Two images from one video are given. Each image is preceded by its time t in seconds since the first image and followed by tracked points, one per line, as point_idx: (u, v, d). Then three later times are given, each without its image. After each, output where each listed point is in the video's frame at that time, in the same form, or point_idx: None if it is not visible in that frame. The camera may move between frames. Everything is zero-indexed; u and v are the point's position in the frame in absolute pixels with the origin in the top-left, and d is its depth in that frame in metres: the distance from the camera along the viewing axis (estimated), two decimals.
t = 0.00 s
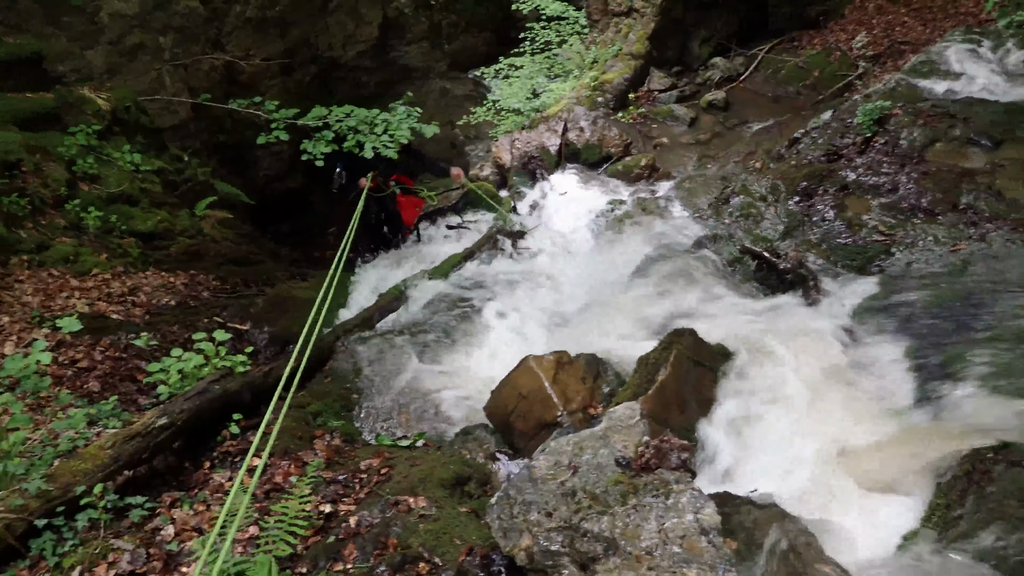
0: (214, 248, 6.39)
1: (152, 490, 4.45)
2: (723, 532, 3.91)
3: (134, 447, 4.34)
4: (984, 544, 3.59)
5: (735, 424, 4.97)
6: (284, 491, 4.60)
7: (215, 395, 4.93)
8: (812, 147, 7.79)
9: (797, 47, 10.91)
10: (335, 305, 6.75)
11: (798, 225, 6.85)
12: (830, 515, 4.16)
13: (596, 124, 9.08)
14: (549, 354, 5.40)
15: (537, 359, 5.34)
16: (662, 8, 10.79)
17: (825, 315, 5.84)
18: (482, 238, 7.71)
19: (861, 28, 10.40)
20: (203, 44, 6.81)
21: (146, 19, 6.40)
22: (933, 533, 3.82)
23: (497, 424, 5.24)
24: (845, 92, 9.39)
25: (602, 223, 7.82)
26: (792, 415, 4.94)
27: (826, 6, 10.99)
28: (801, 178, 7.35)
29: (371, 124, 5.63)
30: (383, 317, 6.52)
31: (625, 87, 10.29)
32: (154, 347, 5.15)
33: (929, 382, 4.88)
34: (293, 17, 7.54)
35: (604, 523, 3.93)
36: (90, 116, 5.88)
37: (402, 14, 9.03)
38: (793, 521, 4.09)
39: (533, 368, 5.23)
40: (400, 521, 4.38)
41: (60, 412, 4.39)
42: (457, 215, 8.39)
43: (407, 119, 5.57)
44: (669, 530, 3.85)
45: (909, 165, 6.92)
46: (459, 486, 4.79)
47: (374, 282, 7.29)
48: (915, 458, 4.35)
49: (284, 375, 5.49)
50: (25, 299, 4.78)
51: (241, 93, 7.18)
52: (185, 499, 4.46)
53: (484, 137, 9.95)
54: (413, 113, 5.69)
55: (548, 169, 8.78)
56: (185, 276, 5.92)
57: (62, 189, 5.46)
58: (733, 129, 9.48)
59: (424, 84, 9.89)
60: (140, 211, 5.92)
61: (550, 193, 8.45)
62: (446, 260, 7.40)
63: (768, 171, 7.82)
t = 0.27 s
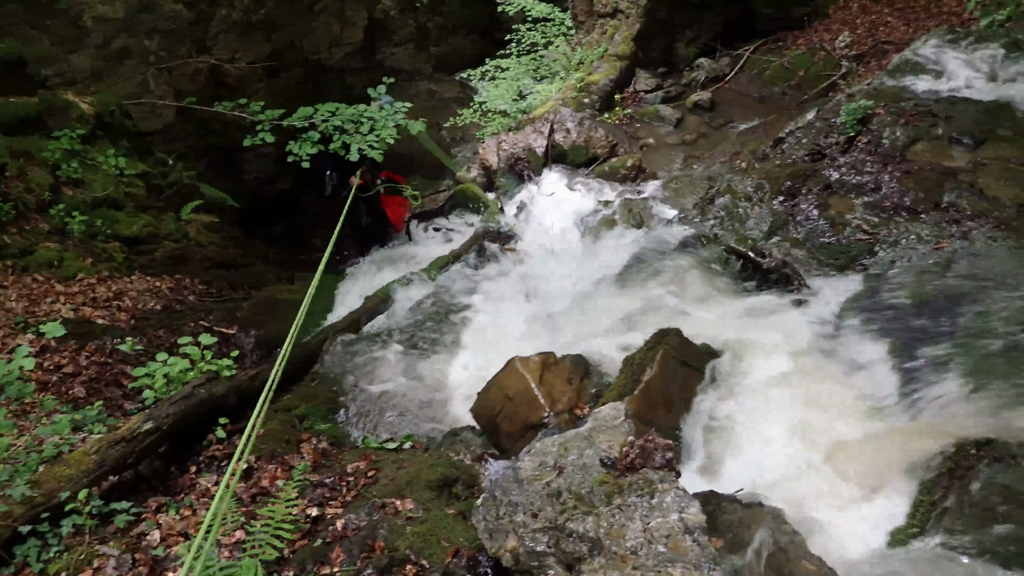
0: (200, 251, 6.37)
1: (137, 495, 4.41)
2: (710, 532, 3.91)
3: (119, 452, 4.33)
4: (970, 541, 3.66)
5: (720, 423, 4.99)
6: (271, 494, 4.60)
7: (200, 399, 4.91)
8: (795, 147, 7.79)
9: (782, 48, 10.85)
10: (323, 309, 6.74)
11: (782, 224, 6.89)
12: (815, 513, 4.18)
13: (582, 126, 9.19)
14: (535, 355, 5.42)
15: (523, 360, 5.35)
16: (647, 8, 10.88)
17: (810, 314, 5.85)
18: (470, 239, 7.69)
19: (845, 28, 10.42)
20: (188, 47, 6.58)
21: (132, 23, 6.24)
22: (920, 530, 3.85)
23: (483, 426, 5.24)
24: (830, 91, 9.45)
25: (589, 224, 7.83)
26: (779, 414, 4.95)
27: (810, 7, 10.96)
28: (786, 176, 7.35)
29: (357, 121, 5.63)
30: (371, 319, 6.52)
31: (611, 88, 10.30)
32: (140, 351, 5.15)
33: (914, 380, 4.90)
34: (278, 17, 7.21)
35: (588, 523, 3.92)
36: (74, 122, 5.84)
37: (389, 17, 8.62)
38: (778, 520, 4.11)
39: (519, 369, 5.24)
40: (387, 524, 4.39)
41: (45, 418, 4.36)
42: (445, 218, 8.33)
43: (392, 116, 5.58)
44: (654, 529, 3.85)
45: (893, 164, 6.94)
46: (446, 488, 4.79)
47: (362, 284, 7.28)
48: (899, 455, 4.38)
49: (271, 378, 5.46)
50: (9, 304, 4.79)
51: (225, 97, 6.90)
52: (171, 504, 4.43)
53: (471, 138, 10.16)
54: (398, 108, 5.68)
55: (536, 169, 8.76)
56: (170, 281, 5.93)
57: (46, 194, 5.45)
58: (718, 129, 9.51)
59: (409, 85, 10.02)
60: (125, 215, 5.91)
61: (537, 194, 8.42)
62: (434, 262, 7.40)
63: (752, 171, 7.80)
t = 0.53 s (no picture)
0: (180, 255, 6.35)
1: (118, 501, 4.39)
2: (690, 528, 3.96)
3: (100, 458, 4.28)
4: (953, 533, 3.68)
5: (702, 421, 5.01)
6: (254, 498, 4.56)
7: (184, 403, 4.91)
8: (777, 143, 7.78)
9: (763, 45, 11.05)
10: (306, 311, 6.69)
11: (761, 222, 6.90)
12: (797, 509, 4.19)
13: (564, 125, 9.24)
14: (517, 355, 5.41)
15: (506, 360, 5.34)
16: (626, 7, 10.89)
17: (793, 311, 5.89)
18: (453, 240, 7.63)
19: (825, 26, 10.73)
20: (167, 50, 6.32)
21: (108, 25, 5.93)
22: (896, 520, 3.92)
23: (466, 427, 5.23)
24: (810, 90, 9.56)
25: (572, 224, 7.87)
26: (761, 410, 4.98)
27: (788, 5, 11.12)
28: (766, 174, 7.37)
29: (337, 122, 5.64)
30: (355, 321, 6.46)
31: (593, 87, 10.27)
32: (121, 356, 5.12)
33: (892, 375, 4.99)
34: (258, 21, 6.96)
35: (570, 522, 3.93)
36: (51, 125, 5.63)
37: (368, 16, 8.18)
38: (760, 516, 4.12)
39: (502, 370, 5.22)
40: (371, 525, 4.38)
41: (24, 425, 4.32)
42: (424, 219, 8.13)
43: (374, 115, 5.59)
44: (635, 527, 3.88)
45: (870, 160, 7.07)
46: (429, 489, 4.79)
47: (345, 286, 7.22)
48: (878, 448, 4.41)
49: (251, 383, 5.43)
50: None
51: (207, 100, 6.68)
52: (153, 509, 4.43)
53: (453, 139, 10.12)
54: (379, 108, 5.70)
55: (517, 170, 8.78)
56: (151, 284, 5.90)
57: (24, 200, 5.34)
58: (700, 128, 9.60)
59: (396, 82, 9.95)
60: (105, 219, 5.83)
61: (519, 195, 8.45)
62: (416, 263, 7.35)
63: (733, 168, 7.83)
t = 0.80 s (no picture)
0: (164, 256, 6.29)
1: (100, 502, 4.36)
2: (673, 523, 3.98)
3: (81, 459, 4.25)
4: (935, 525, 3.72)
5: (685, 416, 5.02)
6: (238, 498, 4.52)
7: (166, 404, 4.88)
8: (760, 139, 7.84)
9: (745, 41, 11.14)
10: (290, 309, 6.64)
11: (744, 217, 6.96)
12: (780, 503, 4.20)
13: (548, 121, 9.38)
14: (502, 352, 5.41)
15: (490, 357, 5.34)
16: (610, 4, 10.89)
17: (775, 304, 5.93)
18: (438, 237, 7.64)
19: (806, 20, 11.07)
20: (147, 48, 6.28)
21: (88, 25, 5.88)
22: (881, 514, 3.96)
23: (451, 424, 5.23)
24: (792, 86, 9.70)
25: (558, 219, 7.94)
26: (744, 403, 5.01)
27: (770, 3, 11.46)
28: (749, 169, 7.41)
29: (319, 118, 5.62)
30: (340, 319, 6.43)
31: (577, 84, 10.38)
32: (103, 356, 5.07)
33: (871, 365, 5.04)
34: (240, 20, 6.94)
35: (553, 517, 3.92)
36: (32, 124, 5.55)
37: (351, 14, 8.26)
38: (744, 510, 4.12)
39: (487, 367, 5.23)
40: (356, 524, 4.37)
41: (6, 426, 4.28)
42: (411, 217, 8.12)
43: (356, 111, 5.58)
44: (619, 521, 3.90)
45: (852, 154, 7.09)
46: (415, 487, 4.78)
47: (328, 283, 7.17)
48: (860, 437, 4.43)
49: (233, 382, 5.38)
50: None
51: (190, 98, 6.65)
52: (136, 510, 4.40)
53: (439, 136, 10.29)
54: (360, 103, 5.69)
55: (503, 167, 8.85)
56: (134, 285, 5.85)
57: (3, 200, 5.24)
58: (684, 124, 9.63)
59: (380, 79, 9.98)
60: (87, 220, 5.77)
61: (505, 191, 8.51)
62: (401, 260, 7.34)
63: (715, 163, 7.90)
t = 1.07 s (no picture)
0: (138, 239, 5.97)
1: (74, 488, 4.33)
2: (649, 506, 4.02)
3: (54, 445, 4.22)
4: (905, 509, 3.85)
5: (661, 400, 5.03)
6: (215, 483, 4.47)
7: (139, 390, 4.83)
8: (738, 126, 7.77)
9: (728, 29, 11.32)
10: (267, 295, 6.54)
11: (723, 203, 6.96)
12: (755, 488, 4.24)
13: (529, 108, 9.18)
14: (481, 337, 5.39)
15: (469, 343, 5.32)
16: None
17: (751, 290, 5.97)
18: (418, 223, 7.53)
19: (788, 11, 11.28)
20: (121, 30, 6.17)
21: (62, 6, 5.71)
22: (855, 495, 4.02)
23: (429, 409, 5.23)
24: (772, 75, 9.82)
25: (538, 206, 7.95)
26: (720, 386, 5.06)
27: None
28: (727, 156, 7.33)
29: (298, 103, 5.62)
30: (318, 304, 6.41)
31: (558, 70, 10.13)
32: (76, 342, 4.91)
33: (844, 351, 5.13)
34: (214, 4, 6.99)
35: (531, 500, 3.95)
36: None
37: None
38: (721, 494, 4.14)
39: (465, 352, 5.21)
40: (334, 509, 4.39)
41: None
42: (389, 202, 7.85)
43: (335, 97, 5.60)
44: (595, 504, 3.90)
45: (830, 141, 7.17)
46: (393, 471, 4.77)
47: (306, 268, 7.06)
48: (835, 426, 4.49)
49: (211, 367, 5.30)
50: None
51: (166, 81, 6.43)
52: (111, 495, 4.41)
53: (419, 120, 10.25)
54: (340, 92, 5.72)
55: (483, 154, 8.66)
56: (109, 269, 5.64)
57: None
58: (665, 111, 9.61)
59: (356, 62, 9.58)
60: (60, 202, 5.50)
61: (485, 178, 8.43)
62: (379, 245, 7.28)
63: (696, 150, 7.64)
